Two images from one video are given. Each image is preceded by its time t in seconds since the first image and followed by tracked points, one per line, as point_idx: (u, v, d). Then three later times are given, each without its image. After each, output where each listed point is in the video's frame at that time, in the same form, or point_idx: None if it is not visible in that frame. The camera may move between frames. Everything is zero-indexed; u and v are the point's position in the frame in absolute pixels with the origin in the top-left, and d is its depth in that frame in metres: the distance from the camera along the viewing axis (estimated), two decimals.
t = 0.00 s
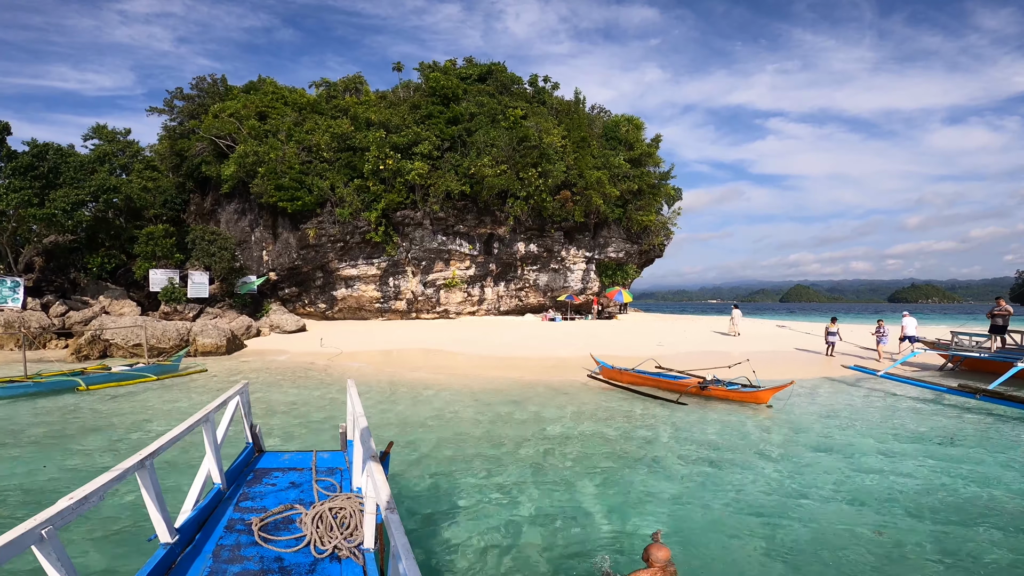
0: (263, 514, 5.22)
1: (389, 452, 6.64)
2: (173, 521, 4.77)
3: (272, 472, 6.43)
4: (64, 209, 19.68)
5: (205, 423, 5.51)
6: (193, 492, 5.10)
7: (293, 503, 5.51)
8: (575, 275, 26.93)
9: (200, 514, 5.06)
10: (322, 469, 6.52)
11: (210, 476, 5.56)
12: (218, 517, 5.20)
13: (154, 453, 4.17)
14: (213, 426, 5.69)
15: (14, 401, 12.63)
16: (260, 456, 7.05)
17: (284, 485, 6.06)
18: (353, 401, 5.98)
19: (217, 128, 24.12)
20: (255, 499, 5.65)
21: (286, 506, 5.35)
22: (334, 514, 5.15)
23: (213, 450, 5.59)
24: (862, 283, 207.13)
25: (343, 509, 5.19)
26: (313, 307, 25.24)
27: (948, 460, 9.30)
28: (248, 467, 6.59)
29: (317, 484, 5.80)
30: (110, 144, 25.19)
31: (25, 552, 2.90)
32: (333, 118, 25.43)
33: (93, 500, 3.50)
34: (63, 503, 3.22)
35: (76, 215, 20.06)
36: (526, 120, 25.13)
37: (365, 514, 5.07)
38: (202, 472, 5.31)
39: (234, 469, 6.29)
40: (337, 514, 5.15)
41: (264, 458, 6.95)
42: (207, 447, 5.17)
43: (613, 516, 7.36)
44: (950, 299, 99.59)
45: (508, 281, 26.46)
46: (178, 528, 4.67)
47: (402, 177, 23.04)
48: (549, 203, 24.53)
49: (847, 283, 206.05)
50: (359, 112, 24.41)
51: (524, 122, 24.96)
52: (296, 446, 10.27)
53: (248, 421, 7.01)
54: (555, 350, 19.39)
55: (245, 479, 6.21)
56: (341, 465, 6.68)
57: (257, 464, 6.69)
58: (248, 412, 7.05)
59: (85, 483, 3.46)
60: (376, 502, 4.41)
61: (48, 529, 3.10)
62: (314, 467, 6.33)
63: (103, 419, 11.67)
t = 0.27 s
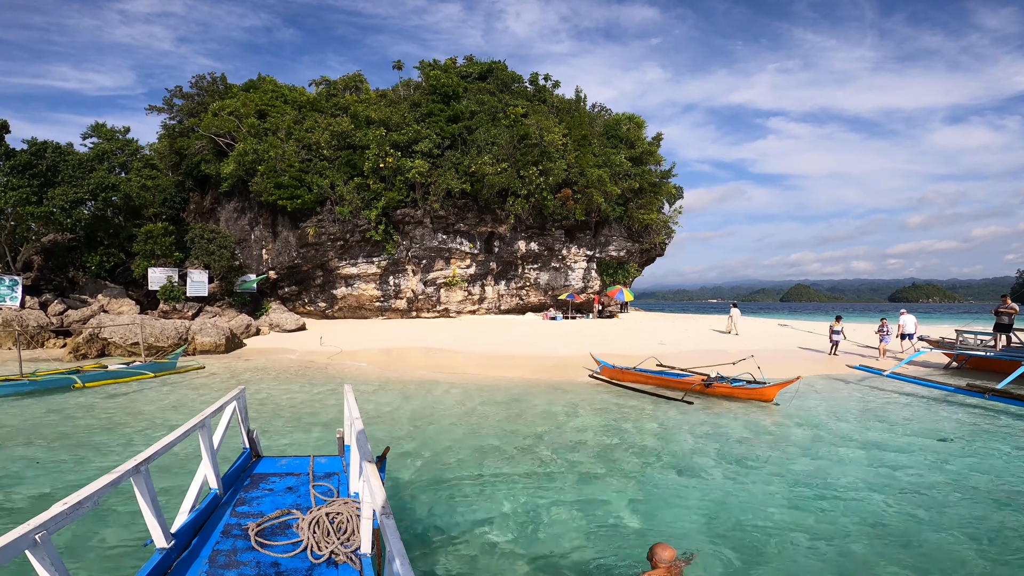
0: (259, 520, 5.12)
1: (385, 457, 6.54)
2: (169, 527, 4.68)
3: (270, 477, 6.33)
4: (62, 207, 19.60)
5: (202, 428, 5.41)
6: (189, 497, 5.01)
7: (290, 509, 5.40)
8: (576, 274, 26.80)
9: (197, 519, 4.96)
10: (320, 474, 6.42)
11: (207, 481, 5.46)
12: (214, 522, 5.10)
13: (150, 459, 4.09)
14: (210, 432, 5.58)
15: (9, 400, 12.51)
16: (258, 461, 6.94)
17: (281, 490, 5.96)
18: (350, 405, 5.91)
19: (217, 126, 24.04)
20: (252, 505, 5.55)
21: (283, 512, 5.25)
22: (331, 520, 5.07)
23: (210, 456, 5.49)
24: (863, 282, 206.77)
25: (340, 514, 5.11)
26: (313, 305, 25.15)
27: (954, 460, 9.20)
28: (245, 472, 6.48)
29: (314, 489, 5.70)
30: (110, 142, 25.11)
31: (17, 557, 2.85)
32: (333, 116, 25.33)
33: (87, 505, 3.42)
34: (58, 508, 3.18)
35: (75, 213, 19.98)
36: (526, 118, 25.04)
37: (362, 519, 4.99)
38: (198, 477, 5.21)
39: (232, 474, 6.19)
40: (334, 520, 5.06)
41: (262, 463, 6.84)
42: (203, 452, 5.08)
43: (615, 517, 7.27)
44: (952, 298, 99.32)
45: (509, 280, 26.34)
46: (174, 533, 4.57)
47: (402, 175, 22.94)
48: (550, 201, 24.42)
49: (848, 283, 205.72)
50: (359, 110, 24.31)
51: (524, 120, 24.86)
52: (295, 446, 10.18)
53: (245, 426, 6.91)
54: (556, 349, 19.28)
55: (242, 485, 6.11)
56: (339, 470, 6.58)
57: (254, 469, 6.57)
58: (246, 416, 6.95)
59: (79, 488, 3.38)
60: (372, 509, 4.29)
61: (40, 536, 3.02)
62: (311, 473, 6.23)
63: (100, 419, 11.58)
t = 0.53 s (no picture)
0: (259, 522, 5.01)
1: (384, 459, 6.46)
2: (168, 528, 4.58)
3: (269, 480, 6.22)
4: (61, 206, 19.52)
5: (201, 431, 5.31)
6: (189, 498, 4.91)
7: (290, 511, 5.31)
8: (578, 273, 26.69)
9: (196, 521, 4.86)
10: (319, 476, 6.32)
11: (206, 483, 5.36)
12: (214, 525, 5.00)
13: (148, 461, 4.01)
14: (209, 434, 5.48)
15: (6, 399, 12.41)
16: (257, 463, 6.83)
17: (280, 492, 5.86)
18: (350, 407, 5.83)
19: (216, 125, 23.94)
20: (251, 507, 5.44)
21: (282, 514, 5.15)
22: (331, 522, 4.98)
23: (209, 458, 5.39)
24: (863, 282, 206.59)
25: (339, 516, 5.02)
26: (313, 305, 25.05)
27: (961, 460, 9.10)
28: (245, 475, 6.37)
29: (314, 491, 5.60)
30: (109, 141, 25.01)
31: (16, 558, 2.80)
32: (334, 115, 25.24)
33: (85, 507, 3.34)
34: (56, 509, 3.11)
35: (74, 212, 19.90)
36: (527, 117, 24.96)
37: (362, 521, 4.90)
38: (198, 479, 5.11)
39: (230, 476, 6.08)
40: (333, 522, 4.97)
41: (261, 465, 6.73)
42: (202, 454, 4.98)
43: (619, 517, 7.18)
44: (953, 299, 99.19)
45: (510, 279, 26.24)
46: (173, 535, 4.47)
47: (402, 174, 22.85)
48: (551, 200, 24.32)
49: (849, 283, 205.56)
50: (359, 109, 24.22)
51: (526, 119, 24.79)
52: (296, 445, 10.09)
53: (244, 428, 6.81)
54: (557, 348, 19.17)
55: (242, 487, 6.00)
56: (339, 472, 6.48)
57: (253, 471, 6.46)
58: (245, 418, 6.84)
59: (77, 490, 3.29)
60: (372, 510, 4.21)
61: (37, 537, 2.95)
62: (311, 476, 6.13)
63: (98, 418, 11.48)
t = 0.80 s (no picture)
0: (259, 519, 4.88)
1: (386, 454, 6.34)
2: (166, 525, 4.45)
3: (269, 476, 6.08)
4: (59, 205, 19.41)
5: (200, 426, 5.18)
6: (188, 495, 4.78)
7: (290, 508, 5.17)
8: (580, 273, 26.54)
9: (195, 519, 4.73)
10: (320, 473, 6.18)
11: (206, 480, 5.23)
12: (213, 522, 4.87)
13: (146, 456, 3.88)
14: (209, 430, 5.35)
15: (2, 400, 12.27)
16: (257, 459, 6.70)
17: (280, 489, 5.72)
18: (351, 402, 5.69)
19: (216, 124, 23.81)
20: (251, 504, 5.31)
21: (283, 510, 5.01)
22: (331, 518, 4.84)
23: (209, 454, 5.26)
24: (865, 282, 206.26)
25: (340, 513, 4.89)
26: (313, 304, 24.93)
27: (970, 460, 8.97)
28: (244, 471, 6.24)
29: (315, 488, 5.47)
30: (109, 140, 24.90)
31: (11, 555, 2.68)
32: (334, 114, 25.11)
33: (82, 504, 3.22)
34: (52, 506, 2.99)
35: (73, 212, 19.79)
36: (529, 115, 24.84)
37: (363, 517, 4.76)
38: (197, 475, 4.98)
39: (230, 473, 5.94)
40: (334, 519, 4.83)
41: (261, 462, 6.60)
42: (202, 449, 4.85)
43: (625, 517, 7.05)
44: (955, 299, 98.91)
45: (512, 279, 26.11)
46: (172, 533, 4.35)
47: (404, 173, 22.72)
48: (553, 199, 24.19)
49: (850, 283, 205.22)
50: (360, 108, 24.09)
51: (527, 118, 24.67)
52: (296, 445, 9.97)
53: (244, 424, 6.68)
54: (560, 348, 19.03)
55: (241, 483, 5.87)
56: (339, 469, 6.35)
57: (253, 468, 6.32)
58: (245, 414, 6.71)
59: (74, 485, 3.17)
60: (373, 506, 4.09)
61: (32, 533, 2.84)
62: (311, 472, 5.99)
63: (96, 419, 11.37)
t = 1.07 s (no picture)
0: (259, 514, 4.78)
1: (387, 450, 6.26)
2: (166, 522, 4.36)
3: (269, 472, 5.98)
4: (57, 205, 19.32)
5: (200, 421, 5.07)
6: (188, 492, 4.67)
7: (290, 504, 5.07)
8: (580, 273, 26.42)
9: (196, 515, 4.64)
10: (320, 469, 6.08)
11: (206, 476, 5.13)
12: (214, 518, 4.78)
13: (147, 453, 3.79)
14: (209, 425, 5.25)
15: None
16: (257, 456, 6.60)
17: (280, 485, 5.62)
18: (352, 399, 5.58)
19: (215, 123, 23.71)
20: (251, 499, 5.22)
21: (283, 506, 4.91)
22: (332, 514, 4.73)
23: (209, 450, 5.16)
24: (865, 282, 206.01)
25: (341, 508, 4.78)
26: (313, 305, 24.83)
27: (978, 460, 8.86)
28: (245, 467, 6.14)
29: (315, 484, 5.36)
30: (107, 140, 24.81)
31: (11, 552, 2.59)
32: (334, 113, 25.02)
33: (83, 500, 3.13)
34: (53, 502, 2.89)
35: (71, 212, 19.71)
36: (529, 115, 24.77)
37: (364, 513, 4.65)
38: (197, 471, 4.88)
39: (230, 469, 5.84)
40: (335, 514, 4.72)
41: (262, 458, 6.50)
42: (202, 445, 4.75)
43: (630, 517, 6.95)
44: (956, 298, 98.72)
45: (512, 279, 26.01)
46: (172, 529, 4.25)
47: (404, 173, 22.63)
48: (553, 199, 24.09)
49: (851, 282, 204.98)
50: (360, 107, 24.00)
51: (528, 117, 24.58)
52: (296, 446, 9.89)
53: (244, 419, 6.57)
54: (561, 348, 18.93)
55: (241, 479, 5.77)
56: (340, 465, 6.25)
57: (254, 464, 6.23)
58: (245, 409, 6.61)
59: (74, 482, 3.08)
60: (374, 502, 4.05)
61: (34, 531, 2.75)
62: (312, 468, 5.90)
63: (93, 420, 11.28)
